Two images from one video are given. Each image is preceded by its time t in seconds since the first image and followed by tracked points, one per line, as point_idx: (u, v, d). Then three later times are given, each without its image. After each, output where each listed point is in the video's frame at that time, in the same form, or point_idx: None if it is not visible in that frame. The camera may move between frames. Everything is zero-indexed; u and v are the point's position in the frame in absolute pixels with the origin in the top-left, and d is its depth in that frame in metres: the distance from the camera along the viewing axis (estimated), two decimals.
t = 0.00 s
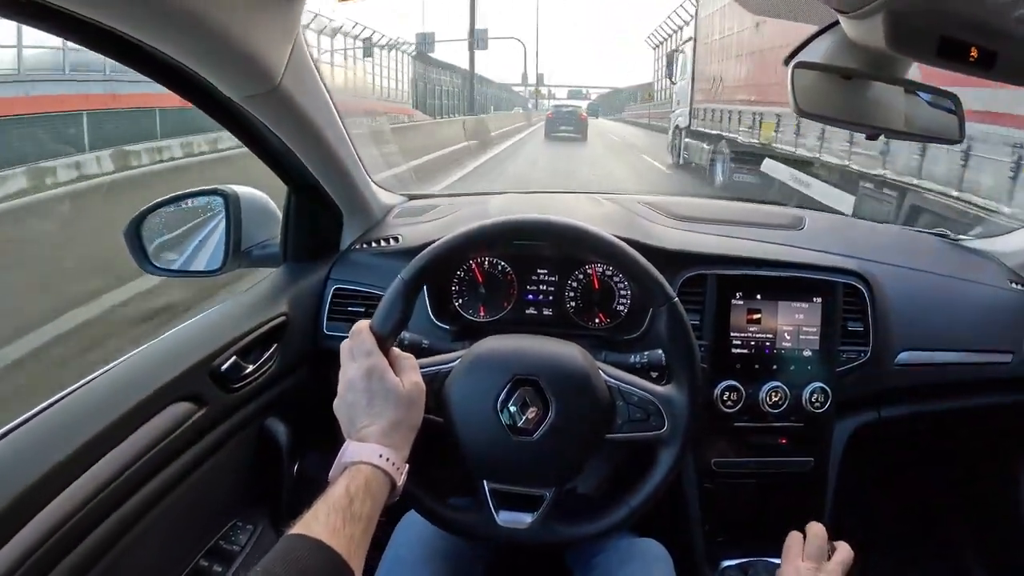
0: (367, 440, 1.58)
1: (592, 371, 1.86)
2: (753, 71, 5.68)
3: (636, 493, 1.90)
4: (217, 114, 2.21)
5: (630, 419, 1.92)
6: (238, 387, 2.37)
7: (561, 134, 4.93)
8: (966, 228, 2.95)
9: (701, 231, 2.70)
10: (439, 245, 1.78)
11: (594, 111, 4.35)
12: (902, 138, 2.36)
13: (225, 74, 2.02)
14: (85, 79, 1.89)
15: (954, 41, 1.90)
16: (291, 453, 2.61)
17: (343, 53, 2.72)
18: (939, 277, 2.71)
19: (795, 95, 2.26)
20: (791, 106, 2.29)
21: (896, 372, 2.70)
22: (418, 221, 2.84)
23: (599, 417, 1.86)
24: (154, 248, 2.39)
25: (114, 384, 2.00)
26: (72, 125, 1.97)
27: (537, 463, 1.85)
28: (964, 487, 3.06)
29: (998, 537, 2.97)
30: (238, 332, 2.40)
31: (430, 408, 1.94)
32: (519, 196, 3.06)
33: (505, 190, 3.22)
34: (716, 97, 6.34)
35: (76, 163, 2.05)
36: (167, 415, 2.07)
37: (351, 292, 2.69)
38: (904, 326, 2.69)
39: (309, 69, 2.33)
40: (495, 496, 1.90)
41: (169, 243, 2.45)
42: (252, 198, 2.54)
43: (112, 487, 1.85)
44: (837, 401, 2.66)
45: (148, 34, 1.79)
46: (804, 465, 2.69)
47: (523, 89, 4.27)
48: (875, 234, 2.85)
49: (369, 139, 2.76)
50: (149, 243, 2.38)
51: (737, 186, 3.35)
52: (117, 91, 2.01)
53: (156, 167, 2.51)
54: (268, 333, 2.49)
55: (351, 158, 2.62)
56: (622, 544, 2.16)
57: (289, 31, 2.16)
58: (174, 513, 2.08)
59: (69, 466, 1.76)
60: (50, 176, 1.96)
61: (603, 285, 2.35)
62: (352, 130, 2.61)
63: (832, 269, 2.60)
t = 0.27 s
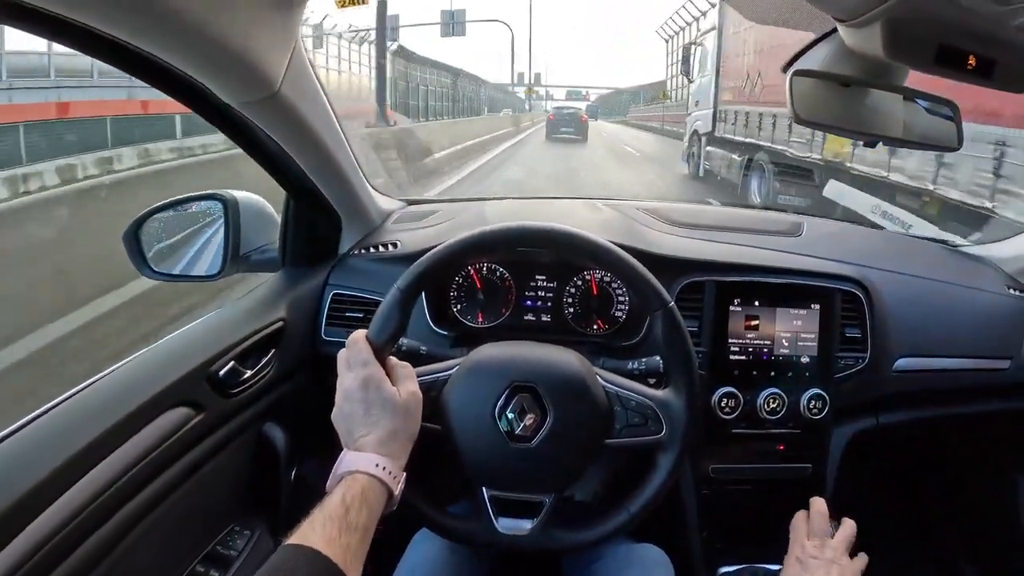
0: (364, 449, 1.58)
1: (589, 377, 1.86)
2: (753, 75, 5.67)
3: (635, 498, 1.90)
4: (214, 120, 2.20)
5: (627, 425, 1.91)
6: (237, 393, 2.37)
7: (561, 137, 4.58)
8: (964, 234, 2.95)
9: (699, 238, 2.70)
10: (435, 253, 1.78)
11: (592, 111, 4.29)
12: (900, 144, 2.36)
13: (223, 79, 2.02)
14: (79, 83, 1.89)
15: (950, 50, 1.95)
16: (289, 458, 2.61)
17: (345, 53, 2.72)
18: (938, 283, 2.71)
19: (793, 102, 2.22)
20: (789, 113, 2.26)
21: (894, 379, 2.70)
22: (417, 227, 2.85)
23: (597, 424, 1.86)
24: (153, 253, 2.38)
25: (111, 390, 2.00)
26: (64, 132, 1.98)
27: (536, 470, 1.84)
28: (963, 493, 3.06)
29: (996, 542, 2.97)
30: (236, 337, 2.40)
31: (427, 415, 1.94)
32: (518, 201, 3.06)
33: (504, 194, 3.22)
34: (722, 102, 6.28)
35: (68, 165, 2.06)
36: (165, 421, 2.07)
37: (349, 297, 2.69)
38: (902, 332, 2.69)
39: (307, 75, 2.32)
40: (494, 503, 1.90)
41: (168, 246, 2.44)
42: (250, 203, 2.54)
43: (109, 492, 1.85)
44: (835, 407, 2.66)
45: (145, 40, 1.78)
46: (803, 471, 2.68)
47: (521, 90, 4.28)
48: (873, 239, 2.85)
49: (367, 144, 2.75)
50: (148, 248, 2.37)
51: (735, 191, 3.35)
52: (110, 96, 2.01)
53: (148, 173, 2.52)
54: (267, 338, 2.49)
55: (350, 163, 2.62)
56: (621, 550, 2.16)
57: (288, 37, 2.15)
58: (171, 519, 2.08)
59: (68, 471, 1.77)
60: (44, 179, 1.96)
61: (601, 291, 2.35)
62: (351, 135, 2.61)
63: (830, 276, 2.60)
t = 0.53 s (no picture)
0: (366, 451, 1.57)
1: (593, 379, 1.85)
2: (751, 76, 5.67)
3: (638, 499, 1.89)
4: (214, 118, 2.19)
5: (631, 426, 1.90)
6: (237, 394, 2.35)
7: (561, 137, 4.52)
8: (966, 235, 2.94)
9: (701, 238, 2.69)
10: (437, 252, 1.77)
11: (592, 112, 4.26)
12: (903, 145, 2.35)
13: (223, 75, 2.00)
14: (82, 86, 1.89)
15: (958, 51, 1.98)
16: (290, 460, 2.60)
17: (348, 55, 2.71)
18: (939, 284, 2.70)
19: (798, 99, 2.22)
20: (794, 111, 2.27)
21: (896, 380, 2.69)
22: (418, 227, 2.84)
23: (601, 425, 1.85)
24: (153, 253, 2.37)
25: (111, 391, 1.99)
26: (68, 137, 1.99)
27: (539, 471, 1.83)
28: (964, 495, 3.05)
29: (997, 543, 2.96)
30: (236, 338, 2.38)
31: (430, 417, 1.93)
32: (518, 202, 3.05)
33: (504, 195, 3.21)
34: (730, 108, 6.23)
35: (70, 168, 2.07)
36: (165, 422, 2.06)
37: (349, 297, 2.68)
38: (904, 333, 2.68)
39: (309, 73, 2.31)
40: (497, 505, 1.89)
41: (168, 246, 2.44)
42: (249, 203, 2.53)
43: (109, 493, 1.84)
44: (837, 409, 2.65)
45: (143, 33, 1.75)
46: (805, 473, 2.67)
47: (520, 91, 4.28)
48: (875, 240, 2.84)
49: (367, 144, 2.74)
50: (148, 248, 2.35)
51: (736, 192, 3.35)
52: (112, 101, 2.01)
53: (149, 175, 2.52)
54: (267, 338, 2.48)
55: (350, 163, 2.60)
56: (623, 552, 2.15)
57: (290, 35, 2.14)
58: (172, 520, 2.06)
59: (68, 472, 1.75)
60: (43, 179, 1.97)
61: (603, 292, 2.35)
62: (352, 135, 2.59)
63: (832, 276, 2.60)
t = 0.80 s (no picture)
0: (375, 452, 1.61)
1: (594, 381, 1.89)
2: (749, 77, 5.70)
3: (639, 500, 1.93)
4: (224, 126, 2.21)
5: (632, 428, 1.95)
6: (243, 396, 2.39)
7: (561, 138, 4.54)
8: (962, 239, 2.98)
9: (701, 242, 2.73)
10: (444, 257, 1.80)
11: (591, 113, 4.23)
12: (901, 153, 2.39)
13: (232, 84, 2.02)
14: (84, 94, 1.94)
15: (952, 62, 2.05)
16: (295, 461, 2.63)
17: (359, 65, 2.72)
18: (935, 287, 2.74)
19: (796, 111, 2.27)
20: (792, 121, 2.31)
21: (892, 382, 2.73)
22: (420, 231, 2.87)
23: (603, 427, 1.89)
24: (158, 255, 2.41)
25: (120, 395, 2.02)
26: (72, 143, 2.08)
27: (542, 472, 1.87)
28: (961, 495, 3.09)
29: (993, 542, 3.01)
30: (243, 340, 2.42)
31: (436, 419, 1.97)
32: (519, 206, 3.08)
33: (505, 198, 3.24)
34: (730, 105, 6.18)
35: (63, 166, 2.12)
36: (173, 425, 2.09)
37: (353, 301, 2.71)
38: (900, 336, 2.72)
39: (317, 82, 2.34)
40: (502, 505, 1.93)
41: (172, 248, 2.48)
42: (254, 207, 2.55)
43: (121, 495, 1.87)
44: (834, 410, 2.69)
45: (152, 44, 1.78)
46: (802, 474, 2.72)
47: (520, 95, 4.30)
48: (872, 244, 2.88)
49: (371, 149, 2.77)
50: (153, 251, 2.40)
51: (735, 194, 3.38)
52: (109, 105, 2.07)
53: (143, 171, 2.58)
54: (274, 341, 2.52)
55: (355, 168, 2.63)
56: (625, 551, 2.19)
57: (297, 44, 2.16)
58: (180, 522, 2.10)
59: (81, 474, 1.79)
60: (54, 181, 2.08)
61: (604, 295, 2.38)
62: (357, 140, 2.62)
63: (829, 280, 2.63)
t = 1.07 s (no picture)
0: (378, 455, 1.62)
1: (596, 384, 1.90)
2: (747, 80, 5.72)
3: (641, 502, 1.93)
4: (227, 128, 2.22)
5: (635, 431, 1.95)
6: (245, 398, 2.39)
7: (560, 138, 4.60)
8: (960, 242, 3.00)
9: (701, 245, 2.74)
10: (447, 260, 1.81)
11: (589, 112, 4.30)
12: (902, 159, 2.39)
13: (234, 87, 2.02)
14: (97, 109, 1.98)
15: (951, 68, 2.07)
16: (296, 463, 2.64)
17: (361, 69, 2.71)
18: (933, 290, 2.76)
19: (798, 115, 2.27)
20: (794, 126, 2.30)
21: (891, 384, 2.74)
22: (421, 233, 2.88)
23: (604, 429, 1.90)
24: (158, 256, 2.42)
25: (122, 398, 2.03)
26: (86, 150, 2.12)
27: (544, 474, 1.88)
28: (958, 497, 3.10)
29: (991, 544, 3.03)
30: (245, 342, 2.42)
31: (438, 421, 1.98)
32: (519, 208, 3.10)
33: (505, 200, 3.26)
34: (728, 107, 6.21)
35: (64, 167, 2.14)
36: (176, 427, 2.10)
37: (355, 303, 2.72)
38: (899, 339, 2.73)
39: (321, 86, 2.34)
40: (504, 507, 1.94)
41: (171, 249, 2.49)
42: (255, 209, 2.55)
43: (125, 496, 1.88)
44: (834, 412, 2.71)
45: (157, 47, 1.78)
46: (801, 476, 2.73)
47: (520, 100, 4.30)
48: (871, 247, 2.89)
49: (373, 151, 2.78)
50: (154, 252, 2.41)
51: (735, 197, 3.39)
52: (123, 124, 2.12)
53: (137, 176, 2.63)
54: (276, 342, 2.53)
55: (357, 171, 2.64)
56: (627, 553, 2.20)
57: (301, 48, 2.16)
58: (182, 524, 2.10)
59: (85, 477, 1.80)
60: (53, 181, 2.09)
61: (605, 298, 2.39)
62: (360, 143, 2.63)
63: (829, 283, 2.65)
